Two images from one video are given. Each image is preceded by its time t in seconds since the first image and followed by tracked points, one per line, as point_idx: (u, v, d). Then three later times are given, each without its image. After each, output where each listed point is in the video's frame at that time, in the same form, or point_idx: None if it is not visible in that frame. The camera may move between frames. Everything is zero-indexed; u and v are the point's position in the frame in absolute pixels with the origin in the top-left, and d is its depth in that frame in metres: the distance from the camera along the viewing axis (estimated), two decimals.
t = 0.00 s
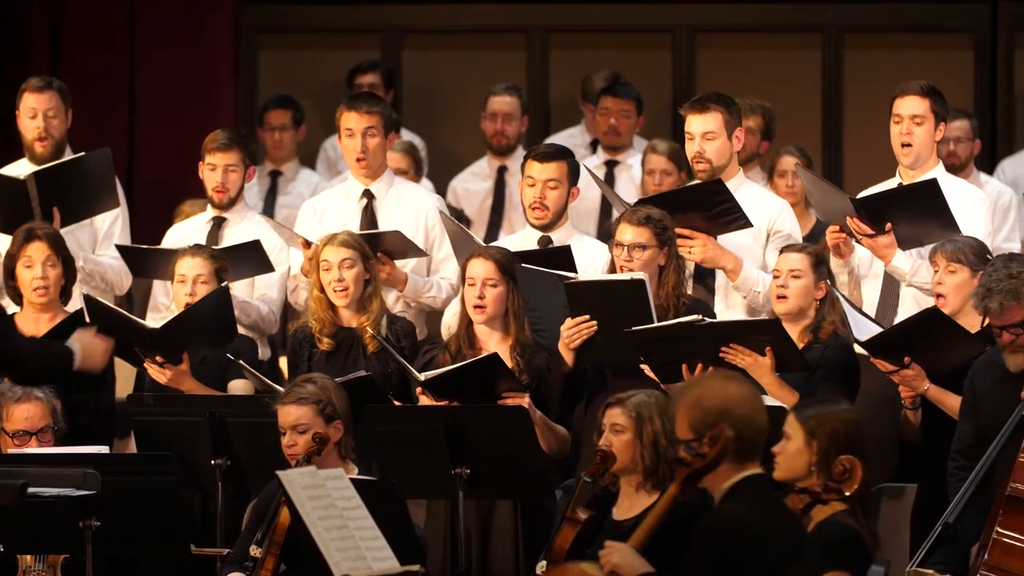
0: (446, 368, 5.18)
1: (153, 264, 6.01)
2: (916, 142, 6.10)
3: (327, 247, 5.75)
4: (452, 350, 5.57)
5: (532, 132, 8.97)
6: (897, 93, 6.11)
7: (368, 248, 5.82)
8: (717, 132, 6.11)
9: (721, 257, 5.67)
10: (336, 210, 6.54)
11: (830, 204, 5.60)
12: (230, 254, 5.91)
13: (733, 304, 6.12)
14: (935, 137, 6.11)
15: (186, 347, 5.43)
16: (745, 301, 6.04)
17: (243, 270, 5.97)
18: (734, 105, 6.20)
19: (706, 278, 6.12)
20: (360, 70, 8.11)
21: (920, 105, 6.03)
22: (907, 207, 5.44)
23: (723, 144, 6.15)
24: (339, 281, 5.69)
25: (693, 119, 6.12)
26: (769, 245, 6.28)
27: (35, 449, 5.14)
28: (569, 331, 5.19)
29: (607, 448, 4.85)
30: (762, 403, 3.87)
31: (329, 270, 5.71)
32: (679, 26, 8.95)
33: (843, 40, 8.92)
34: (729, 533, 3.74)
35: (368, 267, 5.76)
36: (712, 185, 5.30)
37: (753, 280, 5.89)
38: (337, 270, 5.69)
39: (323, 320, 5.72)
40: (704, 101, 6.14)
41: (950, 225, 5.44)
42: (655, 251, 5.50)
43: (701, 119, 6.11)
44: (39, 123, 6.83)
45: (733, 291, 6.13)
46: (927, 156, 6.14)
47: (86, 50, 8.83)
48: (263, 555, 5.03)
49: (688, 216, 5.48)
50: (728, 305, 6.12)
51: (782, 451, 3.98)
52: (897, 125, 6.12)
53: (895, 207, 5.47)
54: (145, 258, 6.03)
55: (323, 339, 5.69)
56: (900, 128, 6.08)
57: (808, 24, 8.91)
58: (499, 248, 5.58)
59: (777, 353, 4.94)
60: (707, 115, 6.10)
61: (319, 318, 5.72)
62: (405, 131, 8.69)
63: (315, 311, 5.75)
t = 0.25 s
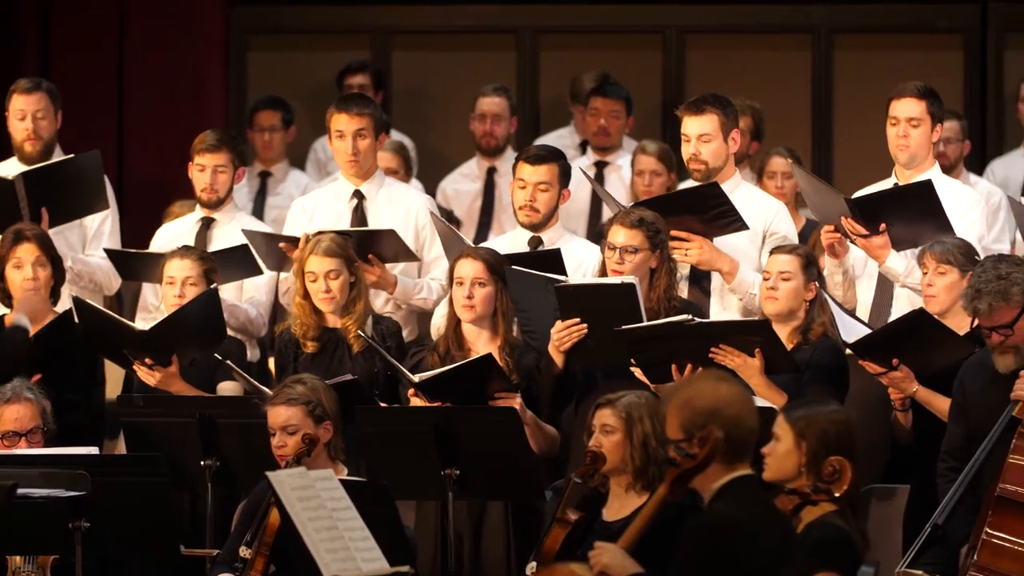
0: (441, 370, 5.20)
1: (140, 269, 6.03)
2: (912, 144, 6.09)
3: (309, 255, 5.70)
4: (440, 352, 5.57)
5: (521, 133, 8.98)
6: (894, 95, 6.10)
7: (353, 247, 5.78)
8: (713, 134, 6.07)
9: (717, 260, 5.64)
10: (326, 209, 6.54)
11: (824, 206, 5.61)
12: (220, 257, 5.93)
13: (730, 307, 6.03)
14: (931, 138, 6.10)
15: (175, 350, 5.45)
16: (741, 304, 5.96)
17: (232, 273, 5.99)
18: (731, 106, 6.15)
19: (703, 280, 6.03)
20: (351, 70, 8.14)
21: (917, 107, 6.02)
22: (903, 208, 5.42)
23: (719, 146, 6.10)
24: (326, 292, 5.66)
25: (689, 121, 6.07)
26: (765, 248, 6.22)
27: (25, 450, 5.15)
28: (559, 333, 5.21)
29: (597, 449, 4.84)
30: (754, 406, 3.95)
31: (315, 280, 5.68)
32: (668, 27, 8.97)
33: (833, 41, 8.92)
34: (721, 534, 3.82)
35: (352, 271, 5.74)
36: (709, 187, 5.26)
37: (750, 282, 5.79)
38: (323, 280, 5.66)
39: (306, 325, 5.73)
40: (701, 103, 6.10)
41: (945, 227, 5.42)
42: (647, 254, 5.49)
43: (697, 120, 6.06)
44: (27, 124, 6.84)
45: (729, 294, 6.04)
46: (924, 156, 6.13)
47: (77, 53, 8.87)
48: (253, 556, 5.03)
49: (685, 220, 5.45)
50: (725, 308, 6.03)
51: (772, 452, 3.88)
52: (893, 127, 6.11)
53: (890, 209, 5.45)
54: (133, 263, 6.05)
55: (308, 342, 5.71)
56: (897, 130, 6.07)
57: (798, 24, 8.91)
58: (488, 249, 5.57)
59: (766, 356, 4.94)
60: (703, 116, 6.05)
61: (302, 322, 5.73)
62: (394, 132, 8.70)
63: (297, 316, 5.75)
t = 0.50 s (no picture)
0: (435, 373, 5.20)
1: (131, 269, 6.02)
2: (909, 145, 6.08)
3: (299, 258, 5.72)
4: (431, 354, 5.58)
5: (512, 134, 8.99)
6: (890, 96, 6.10)
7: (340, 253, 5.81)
8: (710, 137, 6.03)
9: (715, 264, 5.65)
10: (317, 212, 6.51)
11: (820, 207, 5.62)
12: (209, 258, 5.91)
13: (726, 310, 5.99)
14: (927, 139, 6.09)
15: (166, 352, 5.47)
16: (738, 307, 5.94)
17: (221, 275, 5.97)
18: (729, 109, 6.10)
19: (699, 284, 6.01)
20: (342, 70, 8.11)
21: (913, 108, 6.02)
22: (899, 211, 5.44)
23: (716, 150, 6.05)
24: (316, 293, 5.68)
25: (688, 124, 6.04)
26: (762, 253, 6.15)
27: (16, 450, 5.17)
28: (550, 337, 5.21)
29: (588, 450, 4.87)
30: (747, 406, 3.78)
31: (304, 282, 5.70)
32: (660, 27, 9.01)
33: (824, 41, 8.97)
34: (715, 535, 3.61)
35: (341, 271, 5.75)
36: (706, 193, 5.28)
37: (747, 285, 5.80)
38: (313, 282, 5.68)
39: (295, 326, 5.73)
40: (699, 106, 6.06)
41: (941, 229, 5.46)
42: (639, 256, 5.48)
43: (695, 124, 6.03)
44: (19, 127, 6.84)
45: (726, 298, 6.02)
46: (921, 158, 6.11)
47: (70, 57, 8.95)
48: (244, 557, 5.00)
49: (682, 223, 5.47)
50: (722, 313, 6.00)
51: (764, 452, 4.00)
52: (890, 129, 6.11)
53: (887, 210, 5.46)
54: (123, 264, 6.04)
55: (297, 343, 5.71)
56: (894, 132, 6.07)
57: (791, 25, 8.95)
58: (477, 250, 5.58)
59: (756, 358, 4.94)
60: (701, 119, 6.02)
61: (291, 323, 5.73)
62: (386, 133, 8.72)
63: (286, 317, 5.75)
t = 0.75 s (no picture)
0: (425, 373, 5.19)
1: (116, 270, 6.01)
2: (901, 145, 6.07)
3: (284, 257, 5.73)
4: (419, 353, 5.57)
5: (499, 134, 8.99)
6: (882, 96, 6.09)
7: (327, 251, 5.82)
8: (704, 139, 6.03)
9: (708, 266, 5.67)
10: (304, 212, 6.51)
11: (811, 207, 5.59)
12: (194, 259, 5.91)
13: (720, 312, 6.02)
14: (918, 140, 6.08)
15: (154, 356, 5.49)
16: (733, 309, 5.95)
17: (207, 274, 5.97)
18: (724, 110, 6.08)
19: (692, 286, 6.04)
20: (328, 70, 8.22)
21: (904, 109, 6.01)
22: (887, 210, 5.44)
23: (709, 151, 6.06)
24: (303, 291, 5.68)
25: (681, 125, 6.03)
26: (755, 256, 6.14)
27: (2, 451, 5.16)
28: (538, 338, 5.22)
29: (576, 450, 4.88)
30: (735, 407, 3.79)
31: (290, 281, 5.70)
32: (648, 27, 9.02)
33: (811, 41, 8.98)
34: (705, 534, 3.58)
35: (327, 270, 5.76)
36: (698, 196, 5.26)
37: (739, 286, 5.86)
38: (299, 281, 5.68)
39: (282, 325, 5.73)
40: (692, 108, 6.05)
41: (931, 230, 5.46)
42: (627, 258, 5.48)
43: (689, 124, 6.02)
44: (7, 127, 6.84)
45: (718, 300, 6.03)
46: (912, 157, 6.10)
47: (58, 59, 8.97)
48: (232, 556, 4.99)
49: (675, 224, 5.44)
50: (716, 314, 6.03)
51: (750, 452, 3.96)
52: (882, 129, 6.10)
53: (876, 209, 5.45)
54: (110, 264, 6.05)
55: (284, 342, 5.71)
56: (885, 132, 6.06)
57: (778, 25, 8.96)
58: (463, 250, 5.58)
59: (743, 358, 4.94)
60: (694, 121, 6.01)
61: (277, 322, 5.73)
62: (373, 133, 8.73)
63: (273, 316, 5.75)
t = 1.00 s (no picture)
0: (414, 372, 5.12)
1: (104, 270, 6.06)
2: (892, 145, 6.07)
3: (274, 255, 5.73)
4: (409, 354, 5.58)
5: (488, 134, 9.05)
6: (873, 96, 6.06)
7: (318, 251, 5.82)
8: (700, 135, 6.02)
9: (703, 264, 5.67)
10: (294, 214, 6.51)
11: (803, 205, 5.59)
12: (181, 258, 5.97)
13: (715, 310, 6.02)
14: (910, 139, 6.08)
15: (144, 351, 5.50)
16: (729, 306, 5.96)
17: (195, 274, 6.03)
18: (720, 108, 6.09)
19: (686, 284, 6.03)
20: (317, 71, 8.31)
21: (896, 109, 5.98)
22: (877, 209, 5.43)
23: (706, 148, 6.06)
24: (291, 290, 5.69)
25: (678, 121, 6.02)
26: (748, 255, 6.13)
27: None
28: (527, 336, 5.19)
29: (566, 450, 4.87)
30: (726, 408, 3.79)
31: (279, 280, 5.71)
32: (636, 27, 9.02)
33: (800, 41, 8.96)
34: (687, 532, 3.58)
35: (317, 270, 5.77)
36: (692, 195, 5.27)
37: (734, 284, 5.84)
38: (288, 279, 5.69)
39: (271, 324, 5.73)
40: (690, 104, 6.05)
41: (921, 229, 5.46)
42: (616, 256, 5.47)
43: (686, 120, 6.02)
44: None
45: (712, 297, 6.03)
46: (903, 158, 6.12)
47: (50, 58, 8.95)
48: (221, 557, 5.00)
49: (670, 222, 5.47)
50: (711, 312, 6.03)
51: (740, 453, 3.93)
52: (873, 129, 6.09)
53: (866, 209, 5.44)
54: (98, 264, 6.09)
55: (273, 342, 5.71)
56: (876, 132, 6.05)
57: (768, 24, 8.94)
58: (452, 250, 5.56)
59: (732, 357, 4.93)
60: (692, 117, 6.00)
61: (267, 321, 5.73)
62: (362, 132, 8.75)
63: (262, 315, 5.75)
